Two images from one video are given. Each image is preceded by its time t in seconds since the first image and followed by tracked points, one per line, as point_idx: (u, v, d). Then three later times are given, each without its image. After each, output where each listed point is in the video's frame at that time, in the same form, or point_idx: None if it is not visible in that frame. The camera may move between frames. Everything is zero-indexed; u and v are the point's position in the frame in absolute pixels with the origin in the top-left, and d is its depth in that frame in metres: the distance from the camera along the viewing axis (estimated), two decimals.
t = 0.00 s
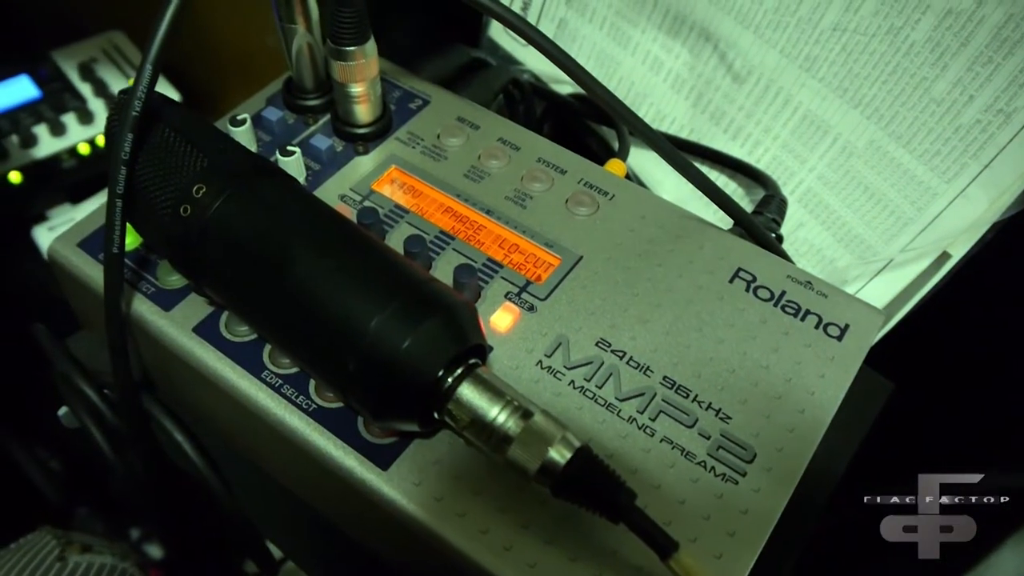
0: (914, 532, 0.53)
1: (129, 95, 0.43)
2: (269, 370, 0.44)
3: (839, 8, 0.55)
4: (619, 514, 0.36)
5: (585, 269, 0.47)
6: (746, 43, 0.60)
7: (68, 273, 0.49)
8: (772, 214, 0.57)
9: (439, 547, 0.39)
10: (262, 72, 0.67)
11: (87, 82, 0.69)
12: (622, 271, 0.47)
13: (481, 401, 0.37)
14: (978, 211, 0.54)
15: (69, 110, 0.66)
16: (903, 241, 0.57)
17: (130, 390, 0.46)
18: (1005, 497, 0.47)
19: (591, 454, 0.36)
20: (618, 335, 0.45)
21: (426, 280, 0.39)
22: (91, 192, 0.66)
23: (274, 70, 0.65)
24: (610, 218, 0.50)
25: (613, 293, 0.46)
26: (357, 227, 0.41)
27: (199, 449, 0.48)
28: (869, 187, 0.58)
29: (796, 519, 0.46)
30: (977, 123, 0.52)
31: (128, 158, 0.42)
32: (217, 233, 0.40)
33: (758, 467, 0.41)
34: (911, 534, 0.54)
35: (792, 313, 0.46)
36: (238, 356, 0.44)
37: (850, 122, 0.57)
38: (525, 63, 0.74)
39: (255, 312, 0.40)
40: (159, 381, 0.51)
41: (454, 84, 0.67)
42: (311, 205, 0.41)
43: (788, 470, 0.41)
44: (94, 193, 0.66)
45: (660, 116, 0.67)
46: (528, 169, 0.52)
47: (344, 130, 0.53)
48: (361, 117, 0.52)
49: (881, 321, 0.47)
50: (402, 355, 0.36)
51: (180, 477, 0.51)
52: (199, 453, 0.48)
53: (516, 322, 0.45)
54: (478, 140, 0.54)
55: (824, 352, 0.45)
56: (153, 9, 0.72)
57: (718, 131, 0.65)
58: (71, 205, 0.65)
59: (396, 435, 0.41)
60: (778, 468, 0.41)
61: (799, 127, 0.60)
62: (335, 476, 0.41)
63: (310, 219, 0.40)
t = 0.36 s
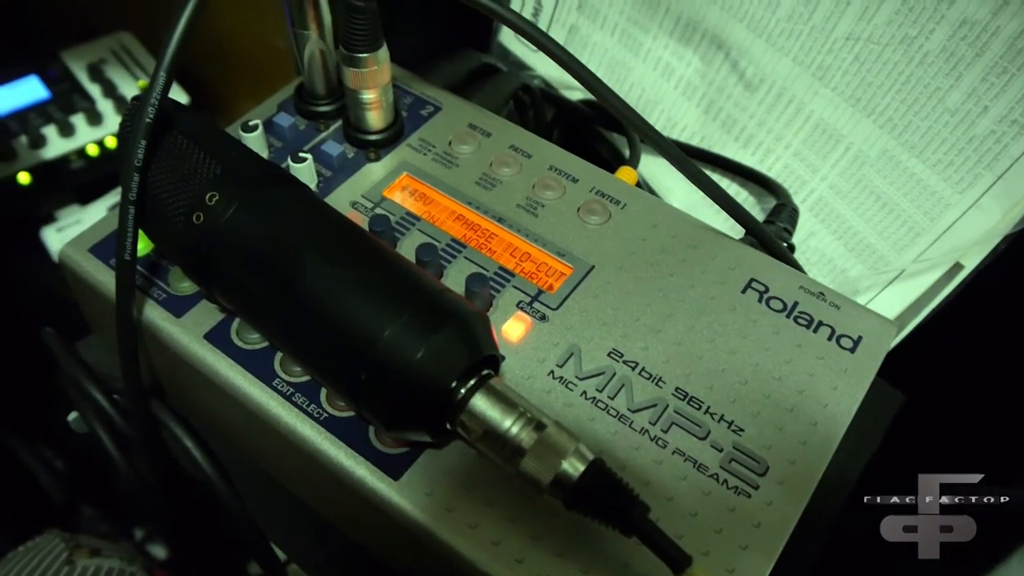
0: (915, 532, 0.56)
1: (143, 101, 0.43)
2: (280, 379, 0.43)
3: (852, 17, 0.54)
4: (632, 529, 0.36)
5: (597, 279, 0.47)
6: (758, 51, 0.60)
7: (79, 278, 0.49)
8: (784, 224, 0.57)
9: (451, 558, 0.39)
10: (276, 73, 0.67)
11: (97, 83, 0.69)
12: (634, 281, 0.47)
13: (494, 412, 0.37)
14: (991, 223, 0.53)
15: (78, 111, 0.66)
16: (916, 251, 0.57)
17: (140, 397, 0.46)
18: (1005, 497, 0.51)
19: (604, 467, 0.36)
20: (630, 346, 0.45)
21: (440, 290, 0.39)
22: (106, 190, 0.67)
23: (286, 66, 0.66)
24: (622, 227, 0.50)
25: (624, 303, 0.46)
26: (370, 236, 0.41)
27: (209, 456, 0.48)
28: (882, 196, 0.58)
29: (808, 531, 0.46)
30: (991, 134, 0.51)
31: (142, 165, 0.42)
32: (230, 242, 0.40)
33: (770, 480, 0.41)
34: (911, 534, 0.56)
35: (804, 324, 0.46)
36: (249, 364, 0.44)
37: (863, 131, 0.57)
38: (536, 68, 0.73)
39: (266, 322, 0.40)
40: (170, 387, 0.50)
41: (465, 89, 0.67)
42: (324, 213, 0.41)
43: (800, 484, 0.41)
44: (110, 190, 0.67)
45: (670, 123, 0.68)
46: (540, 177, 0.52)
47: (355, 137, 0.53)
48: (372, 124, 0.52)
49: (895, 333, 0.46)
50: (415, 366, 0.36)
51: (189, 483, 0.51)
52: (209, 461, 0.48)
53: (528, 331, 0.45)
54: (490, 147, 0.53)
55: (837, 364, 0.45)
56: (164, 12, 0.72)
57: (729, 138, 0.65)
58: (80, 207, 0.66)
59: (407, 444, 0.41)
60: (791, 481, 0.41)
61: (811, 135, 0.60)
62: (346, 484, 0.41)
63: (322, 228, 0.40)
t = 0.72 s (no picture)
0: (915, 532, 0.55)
1: (162, 111, 0.43)
2: (296, 389, 0.43)
3: (870, 29, 0.54)
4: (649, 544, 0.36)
5: (613, 291, 0.47)
6: (774, 62, 0.60)
7: (94, 285, 0.49)
8: (799, 236, 0.56)
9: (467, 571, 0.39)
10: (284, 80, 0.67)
11: (109, 86, 0.70)
12: (651, 294, 0.47)
13: (513, 427, 0.37)
14: (1008, 238, 0.53)
15: (89, 114, 0.68)
16: (931, 264, 0.57)
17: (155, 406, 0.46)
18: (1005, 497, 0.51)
19: (623, 483, 0.36)
20: (647, 359, 0.45)
21: (459, 303, 0.38)
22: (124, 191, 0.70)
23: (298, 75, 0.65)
24: (638, 239, 0.50)
25: (641, 316, 0.46)
26: (388, 248, 0.41)
27: (222, 464, 0.48)
28: (897, 209, 0.57)
29: (822, 545, 0.46)
30: (1009, 148, 0.51)
31: (159, 175, 0.42)
32: (249, 252, 0.40)
33: (787, 496, 0.41)
34: (911, 534, 0.55)
35: (821, 338, 0.46)
36: (265, 374, 0.44)
37: (879, 143, 0.57)
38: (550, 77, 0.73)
39: (283, 332, 0.39)
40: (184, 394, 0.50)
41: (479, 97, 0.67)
42: (342, 225, 0.41)
43: (818, 501, 0.41)
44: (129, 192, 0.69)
45: (685, 132, 0.68)
46: (555, 187, 0.52)
47: (371, 145, 0.52)
48: (388, 133, 0.52)
49: (911, 348, 0.46)
50: (433, 381, 0.36)
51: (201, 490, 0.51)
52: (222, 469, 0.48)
53: (544, 343, 0.45)
54: (506, 157, 0.53)
55: (854, 379, 0.45)
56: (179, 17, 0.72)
57: (743, 148, 0.64)
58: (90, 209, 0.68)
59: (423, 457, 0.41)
60: (808, 497, 0.41)
61: (826, 147, 0.60)
62: (362, 496, 0.41)
63: (340, 239, 0.40)
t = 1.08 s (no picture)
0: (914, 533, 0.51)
1: (177, 117, 0.43)
2: (309, 399, 0.43)
3: (888, 39, 0.54)
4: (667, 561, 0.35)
5: (628, 302, 0.47)
6: (789, 71, 0.59)
7: (107, 291, 0.48)
8: (815, 247, 0.56)
9: None
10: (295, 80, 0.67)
11: (118, 87, 0.69)
12: (666, 305, 0.47)
13: (529, 440, 0.36)
14: None
15: (98, 115, 0.67)
16: (947, 277, 0.56)
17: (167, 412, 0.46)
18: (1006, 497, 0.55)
19: (641, 499, 0.36)
20: (662, 372, 0.44)
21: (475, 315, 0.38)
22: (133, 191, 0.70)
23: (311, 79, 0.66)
24: (654, 249, 0.49)
25: (656, 328, 0.46)
26: (404, 258, 0.40)
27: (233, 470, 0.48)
28: (913, 221, 0.57)
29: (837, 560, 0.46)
30: None
31: (174, 182, 0.42)
32: (266, 260, 0.40)
33: (805, 512, 0.40)
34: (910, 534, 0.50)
35: (838, 352, 0.46)
36: (278, 383, 0.44)
37: (895, 154, 0.56)
38: (564, 84, 0.73)
39: (300, 342, 0.39)
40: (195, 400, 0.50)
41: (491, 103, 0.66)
42: (357, 235, 0.41)
43: (836, 517, 0.40)
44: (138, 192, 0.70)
45: (698, 140, 0.67)
46: (570, 196, 0.51)
47: (385, 152, 0.52)
48: (402, 140, 0.52)
49: (928, 362, 0.46)
50: (451, 393, 0.36)
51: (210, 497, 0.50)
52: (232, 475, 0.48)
53: (559, 354, 0.45)
54: (520, 165, 0.53)
55: (871, 394, 0.44)
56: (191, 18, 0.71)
57: (757, 157, 0.64)
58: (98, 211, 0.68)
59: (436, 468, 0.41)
60: (825, 513, 0.40)
61: (842, 157, 0.59)
62: (375, 508, 0.41)
63: (358, 250, 0.40)
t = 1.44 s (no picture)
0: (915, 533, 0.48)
1: (193, 120, 0.43)
2: (322, 406, 0.43)
3: (909, 47, 0.53)
4: None
5: (645, 310, 0.46)
6: (808, 78, 0.59)
7: (119, 293, 0.48)
8: (832, 256, 0.55)
9: None
10: (304, 80, 0.67)
11: (127, 83, 0.69)
12: (683, 314, 0.46)
13: (547, 452, 0.36)
14: None
15: (107, 112, 0.67)
16: (966, 288, 0.56)
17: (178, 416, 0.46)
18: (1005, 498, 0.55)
19: (659, 514, 0.36)
20: (679, 382, 0.44)
21: (493, 323, 0.38)
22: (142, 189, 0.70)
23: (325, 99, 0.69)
24: (671, 257, 0.49)
25: (673, 337, 0.45)
26: (421, 265, 0.40)
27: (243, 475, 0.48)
28: (931, 230, 0.56)
29: None
30: None
31: (189, 185, 0.42)
32: (281, 266, 0.39)
33: (823, 527, 0.40)
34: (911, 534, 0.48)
35: (857, 364, 0.45)
36: (290, 389, 0.43)
37: (914, 163, 0.56)
38: (576, 86, 0.72)
39: (316, 349, 0.39)
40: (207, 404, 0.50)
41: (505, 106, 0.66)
42: (373, 242, 0.40)
43: (854, 533, 0.40)
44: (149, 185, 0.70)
45: (714, 146, 0.67)
46: (586, 203, 0.51)
47: (399, 156, 0.52)
48: (417, 143, 0.51)
49: (948, 375, 0.45)
50: (470, 404, 0.35)
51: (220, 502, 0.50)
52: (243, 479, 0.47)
53: (575, 362, 0.44)
54: (536, 170, 0.52)
55: (891, 407, 0.44)
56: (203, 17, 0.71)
57: (773, 164, 0.64)
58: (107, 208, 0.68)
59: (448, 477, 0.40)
60: (844, 528, 0.40)
61: (860, 165, 0.59)
62: (389, 517, 0.41)
63: (376, 257, 0.39)
